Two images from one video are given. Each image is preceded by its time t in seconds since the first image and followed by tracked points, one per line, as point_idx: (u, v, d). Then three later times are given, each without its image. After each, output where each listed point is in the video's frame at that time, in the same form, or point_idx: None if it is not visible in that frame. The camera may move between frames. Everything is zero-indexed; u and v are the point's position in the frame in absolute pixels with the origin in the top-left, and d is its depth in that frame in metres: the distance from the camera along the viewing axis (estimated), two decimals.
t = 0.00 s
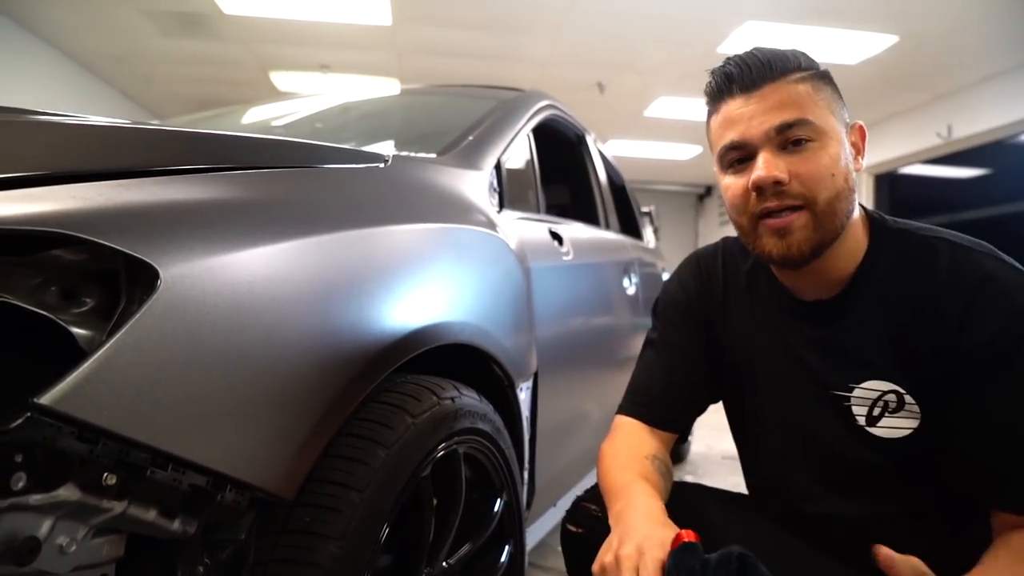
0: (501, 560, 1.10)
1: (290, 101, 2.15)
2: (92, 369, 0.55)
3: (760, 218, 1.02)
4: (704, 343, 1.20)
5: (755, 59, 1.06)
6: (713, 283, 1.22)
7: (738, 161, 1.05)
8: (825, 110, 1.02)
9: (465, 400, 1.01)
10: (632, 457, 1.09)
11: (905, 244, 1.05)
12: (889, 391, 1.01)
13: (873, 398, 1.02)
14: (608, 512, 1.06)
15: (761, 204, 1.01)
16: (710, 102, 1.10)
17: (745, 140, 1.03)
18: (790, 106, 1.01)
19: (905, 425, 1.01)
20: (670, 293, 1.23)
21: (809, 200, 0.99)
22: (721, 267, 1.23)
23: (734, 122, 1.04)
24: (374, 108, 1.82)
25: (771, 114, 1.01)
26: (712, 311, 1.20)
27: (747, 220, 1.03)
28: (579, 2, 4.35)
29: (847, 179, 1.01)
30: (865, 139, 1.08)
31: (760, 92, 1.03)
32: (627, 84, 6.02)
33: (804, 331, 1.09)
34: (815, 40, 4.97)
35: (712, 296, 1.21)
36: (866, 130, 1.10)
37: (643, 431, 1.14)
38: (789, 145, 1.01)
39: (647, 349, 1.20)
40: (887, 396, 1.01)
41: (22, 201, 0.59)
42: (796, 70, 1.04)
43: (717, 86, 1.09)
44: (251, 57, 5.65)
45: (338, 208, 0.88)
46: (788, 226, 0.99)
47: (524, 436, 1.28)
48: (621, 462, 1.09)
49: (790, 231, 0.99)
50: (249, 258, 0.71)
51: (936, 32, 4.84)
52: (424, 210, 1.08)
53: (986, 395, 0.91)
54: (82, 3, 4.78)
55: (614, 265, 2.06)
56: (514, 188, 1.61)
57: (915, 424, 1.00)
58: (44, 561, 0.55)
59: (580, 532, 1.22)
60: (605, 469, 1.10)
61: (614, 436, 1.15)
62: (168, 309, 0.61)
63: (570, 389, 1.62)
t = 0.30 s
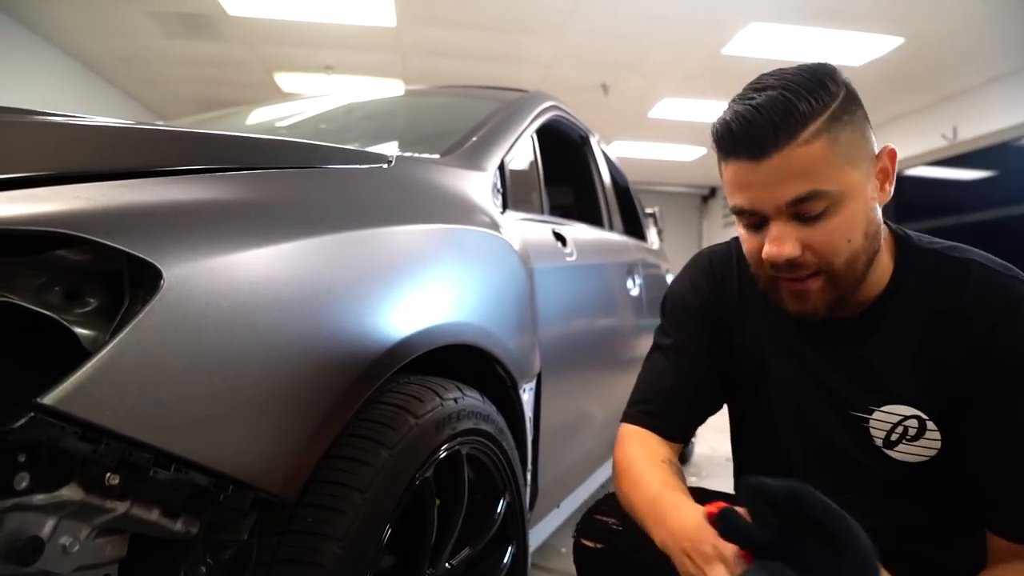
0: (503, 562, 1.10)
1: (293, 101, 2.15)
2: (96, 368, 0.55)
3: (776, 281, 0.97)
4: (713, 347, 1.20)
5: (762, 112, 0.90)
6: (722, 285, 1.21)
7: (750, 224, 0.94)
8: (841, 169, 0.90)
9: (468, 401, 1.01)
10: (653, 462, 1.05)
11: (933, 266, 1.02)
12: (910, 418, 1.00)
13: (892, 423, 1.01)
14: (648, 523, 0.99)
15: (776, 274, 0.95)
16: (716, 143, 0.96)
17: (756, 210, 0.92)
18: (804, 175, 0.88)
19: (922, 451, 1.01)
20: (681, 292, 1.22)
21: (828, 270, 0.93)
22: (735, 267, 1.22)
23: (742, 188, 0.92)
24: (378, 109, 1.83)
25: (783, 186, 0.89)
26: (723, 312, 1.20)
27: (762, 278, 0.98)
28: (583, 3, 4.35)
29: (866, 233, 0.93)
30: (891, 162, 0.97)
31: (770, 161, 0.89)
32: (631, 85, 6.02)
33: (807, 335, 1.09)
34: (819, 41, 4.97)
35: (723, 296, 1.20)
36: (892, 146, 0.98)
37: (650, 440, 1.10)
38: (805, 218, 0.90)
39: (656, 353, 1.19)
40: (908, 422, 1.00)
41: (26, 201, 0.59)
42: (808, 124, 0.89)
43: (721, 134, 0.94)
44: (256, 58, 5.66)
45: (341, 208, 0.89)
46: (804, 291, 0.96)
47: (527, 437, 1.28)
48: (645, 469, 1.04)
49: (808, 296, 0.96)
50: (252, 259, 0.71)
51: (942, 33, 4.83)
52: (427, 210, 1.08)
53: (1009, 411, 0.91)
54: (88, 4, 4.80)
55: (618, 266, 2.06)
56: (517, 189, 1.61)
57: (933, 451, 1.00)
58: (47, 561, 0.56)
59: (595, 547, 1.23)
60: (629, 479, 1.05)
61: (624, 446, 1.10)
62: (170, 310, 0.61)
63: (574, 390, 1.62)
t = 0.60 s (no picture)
0: (499, 558, 1.10)
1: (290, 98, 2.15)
2: (88, 363, 0.55)
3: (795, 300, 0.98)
4: (731, 345, 1.18)
5: (790, 137, 0.89)
6: (744, 281, 1.20)
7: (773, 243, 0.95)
8: (870, 198, 0.89)
9: (463, 398, 1.01)
10: (638, 469, 1.08)
11: (961, 267, 1.02)
12: (933, 422, 1.01)
13: (913, 428, 1.02)
14: (609, 531, 1.05)
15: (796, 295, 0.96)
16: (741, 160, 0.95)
17: (780, 234, 0.92)
18: (832, 204, 0.88)
19: (942, 456, 1.01)
20: (704, 285, 1.20)
21: (848, 294, 0.94)
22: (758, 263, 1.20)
23: (767, 211, 0.91)
24: (374, 106, 1.82)
25: (810, 214, 0.89)
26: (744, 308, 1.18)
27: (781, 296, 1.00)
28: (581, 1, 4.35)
29: (890, 260, 0.94)
30: (922, 183, 0.96)
31: (796, 187, 0.89)
32: (629, 83, 6.01)
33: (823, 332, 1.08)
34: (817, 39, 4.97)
35: (745, 292, 1.19)
36: (924, 164, 0.97)
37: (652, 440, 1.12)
38: (829, 244, 0.90)
39: (667, 347, 1.19)
40: (929, 426, 1.01)
41: (19, 197, 0.59)
42: (838, 153, 0.88)
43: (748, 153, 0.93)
44: (254, 56, 5.65)
45: (336, 204, 0.88)
46: (823, 313, 0.97)
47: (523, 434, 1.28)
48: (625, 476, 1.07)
49: (826, 316, 0.97)
50: (247, 255, 0.71)
51: (939, 32, 4.83)
52: (422, 206, 1.08)
53: None
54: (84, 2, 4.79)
55: (615, 263, 2.06)
56: (514, 186, 1.60)
57: (953, 456, 1.01)
58: (39, 556, 0.56)
59: (591, 532, 1.22)
60: (611, 483, 1.08)
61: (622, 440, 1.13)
62: (163, 306, 0.61)
63: (571, 387, 1.62)
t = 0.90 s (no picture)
0: (495, 553, 1.10)
1: (289, 92, 2.15)
2: (83, 357, 0.55)
3: (816, 254, 0.98)
4: (739, 336, 1.19)
5: (812, 76, 0.98)
6: (751, 270, 1.21)
7: (794, 188, 0.98)
8: (889, 133, 0.95)
9: (461, 394, 1.01)
10: (659, 463, 1.08)
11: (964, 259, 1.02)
12: (932, 411, 1.01)
13: (913, 418, 1.01)
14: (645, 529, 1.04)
15: (819, 239, 0.96)
16: (760, 117, 1.03)
17: (802, 169, 0.96)
18: (853, 132, 0.94)
19: (944, 445, 1.01)
20: (710, 278, 1.21)
21: (873, 237, 0.95)
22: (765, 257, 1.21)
23: (789, 147, 0.97)
24: (373, 101, 1.82)
25: (832, 141, 0.94)
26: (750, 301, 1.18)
27: (802, 254, 0.99)
28: None
29: (911, 208, 0.96)
30: (929, 153, 1.02)
31: (819, 117, 0.95)
32: (628, 78, 6.00)
33: (829, 324, 1.09)
34: (817, 35, 4.96)
35: (753, 284, 1.19)
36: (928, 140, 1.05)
37: (665, 431, 1.13)
38: (851, 174, 0.94)
39: (677, 337, 1.19)
40: (929, 416, 1.01)
41: (15, 190, 0.59)
42: (860, 87, 0.96)
43: (768, 102, 1.01)
44: (252, 50, 5.64)
45: (333, 199, 0.88)
46: (849, 264, 0.96)
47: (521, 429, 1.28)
48: (649, 472, 1.08)
49: (851, 267, 0.96)
50: (244, 250, 0.71)
51: (939, 27, 4.82)
52: (420, 202, 1.08)
53: None
54: None
55: (614, 259, 2.06)
56: (512, 181, 1.60)
57: (954, 445, 1.00)
58: (34, 550, 0.56)
59: (595, 519, 1.23)
60: (638, 480, 1.08)
61: (637, 435, 1.13)
62: (158, 300, 0.61)
63: (570, 382, 1.62)
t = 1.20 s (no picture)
0: (494, 553, 1.10)
1: (290, 92, 2.15)
2: (80, 356, 0.55)
3: (807, 245, 0.98)
4: (731, 339, 1.19)
5: (810, 68, 0.98)
6: (738, 273, 1.21)
7: (787, 179, 0.98)
8: (883, 128, 0.96)
9: (459, 394, 1.01)
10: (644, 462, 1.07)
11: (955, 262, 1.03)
12: (918, 414, 1.01)
13: (900, 420, 1.02)
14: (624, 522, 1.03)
15: (811, 230, 0.96)
16: (755, 108, 1.03)
17: (797, 160, 0.96)
18: (849, 124, 0.94)
19: (932, 448, 1.01)
20: (698, 281, 1.22)
21: (864, 229, 0.95)
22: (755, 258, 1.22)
23: (785, 138, 0.97)
24: (374, 101, 1.82)
25: (828, 133, 0.95)
26: (739, 304, 1.19)
27: (792, 245, 0.99)
28: None
29: (901, 202, 0.97)
30: (917, 150, 1.03)
31: (814, 107, 0.96)
32: (629, 79, 6.00)
33: (826, 328, 1.09)
34: (818, 36, 4.96)
35: (741, 291, 1.19)
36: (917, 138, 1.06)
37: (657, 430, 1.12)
38: (845, 167, 0.95)
39: (667, 342, 1.19)
40: (916, 418, 1.01)
41: (14, 190, 0.59)
42: (855, 82, 0.96)
43: (764, 93, 1.01)
44: (254, 50, 5.64)
45: (332, 199, 0.88)
46: (839, 255, 0.96)
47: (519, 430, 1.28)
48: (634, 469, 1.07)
49: (841, 258, 0.96)
50: (242, 249, 0.71)
51: (940, 28, 4.82)
52: (419, 202, 1.08)
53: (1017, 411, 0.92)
54: None
55: (614, 260, 2.06)
56: (513, 182, 1.60)
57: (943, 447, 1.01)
58: (31, 549, 0.56)
59: (590, 528, 1.23)
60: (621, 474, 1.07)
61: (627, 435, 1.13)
62: (156, 299, 0.61)
63: (569, 383, 1.62)
